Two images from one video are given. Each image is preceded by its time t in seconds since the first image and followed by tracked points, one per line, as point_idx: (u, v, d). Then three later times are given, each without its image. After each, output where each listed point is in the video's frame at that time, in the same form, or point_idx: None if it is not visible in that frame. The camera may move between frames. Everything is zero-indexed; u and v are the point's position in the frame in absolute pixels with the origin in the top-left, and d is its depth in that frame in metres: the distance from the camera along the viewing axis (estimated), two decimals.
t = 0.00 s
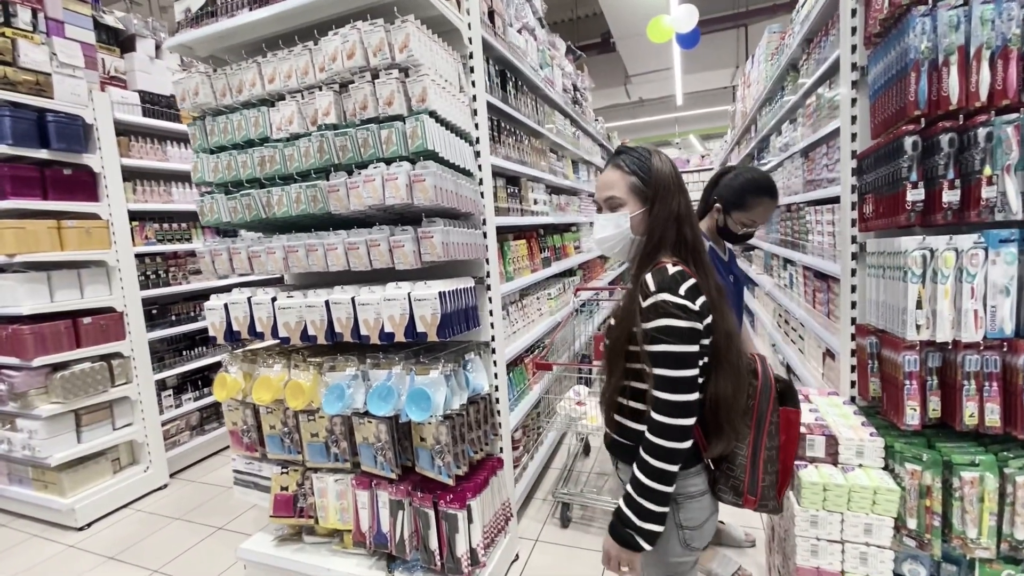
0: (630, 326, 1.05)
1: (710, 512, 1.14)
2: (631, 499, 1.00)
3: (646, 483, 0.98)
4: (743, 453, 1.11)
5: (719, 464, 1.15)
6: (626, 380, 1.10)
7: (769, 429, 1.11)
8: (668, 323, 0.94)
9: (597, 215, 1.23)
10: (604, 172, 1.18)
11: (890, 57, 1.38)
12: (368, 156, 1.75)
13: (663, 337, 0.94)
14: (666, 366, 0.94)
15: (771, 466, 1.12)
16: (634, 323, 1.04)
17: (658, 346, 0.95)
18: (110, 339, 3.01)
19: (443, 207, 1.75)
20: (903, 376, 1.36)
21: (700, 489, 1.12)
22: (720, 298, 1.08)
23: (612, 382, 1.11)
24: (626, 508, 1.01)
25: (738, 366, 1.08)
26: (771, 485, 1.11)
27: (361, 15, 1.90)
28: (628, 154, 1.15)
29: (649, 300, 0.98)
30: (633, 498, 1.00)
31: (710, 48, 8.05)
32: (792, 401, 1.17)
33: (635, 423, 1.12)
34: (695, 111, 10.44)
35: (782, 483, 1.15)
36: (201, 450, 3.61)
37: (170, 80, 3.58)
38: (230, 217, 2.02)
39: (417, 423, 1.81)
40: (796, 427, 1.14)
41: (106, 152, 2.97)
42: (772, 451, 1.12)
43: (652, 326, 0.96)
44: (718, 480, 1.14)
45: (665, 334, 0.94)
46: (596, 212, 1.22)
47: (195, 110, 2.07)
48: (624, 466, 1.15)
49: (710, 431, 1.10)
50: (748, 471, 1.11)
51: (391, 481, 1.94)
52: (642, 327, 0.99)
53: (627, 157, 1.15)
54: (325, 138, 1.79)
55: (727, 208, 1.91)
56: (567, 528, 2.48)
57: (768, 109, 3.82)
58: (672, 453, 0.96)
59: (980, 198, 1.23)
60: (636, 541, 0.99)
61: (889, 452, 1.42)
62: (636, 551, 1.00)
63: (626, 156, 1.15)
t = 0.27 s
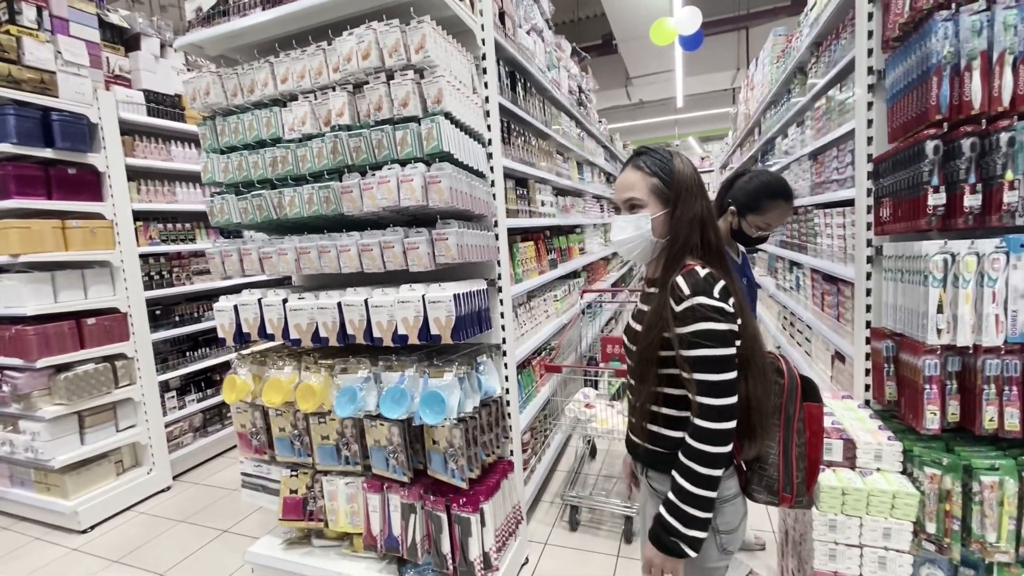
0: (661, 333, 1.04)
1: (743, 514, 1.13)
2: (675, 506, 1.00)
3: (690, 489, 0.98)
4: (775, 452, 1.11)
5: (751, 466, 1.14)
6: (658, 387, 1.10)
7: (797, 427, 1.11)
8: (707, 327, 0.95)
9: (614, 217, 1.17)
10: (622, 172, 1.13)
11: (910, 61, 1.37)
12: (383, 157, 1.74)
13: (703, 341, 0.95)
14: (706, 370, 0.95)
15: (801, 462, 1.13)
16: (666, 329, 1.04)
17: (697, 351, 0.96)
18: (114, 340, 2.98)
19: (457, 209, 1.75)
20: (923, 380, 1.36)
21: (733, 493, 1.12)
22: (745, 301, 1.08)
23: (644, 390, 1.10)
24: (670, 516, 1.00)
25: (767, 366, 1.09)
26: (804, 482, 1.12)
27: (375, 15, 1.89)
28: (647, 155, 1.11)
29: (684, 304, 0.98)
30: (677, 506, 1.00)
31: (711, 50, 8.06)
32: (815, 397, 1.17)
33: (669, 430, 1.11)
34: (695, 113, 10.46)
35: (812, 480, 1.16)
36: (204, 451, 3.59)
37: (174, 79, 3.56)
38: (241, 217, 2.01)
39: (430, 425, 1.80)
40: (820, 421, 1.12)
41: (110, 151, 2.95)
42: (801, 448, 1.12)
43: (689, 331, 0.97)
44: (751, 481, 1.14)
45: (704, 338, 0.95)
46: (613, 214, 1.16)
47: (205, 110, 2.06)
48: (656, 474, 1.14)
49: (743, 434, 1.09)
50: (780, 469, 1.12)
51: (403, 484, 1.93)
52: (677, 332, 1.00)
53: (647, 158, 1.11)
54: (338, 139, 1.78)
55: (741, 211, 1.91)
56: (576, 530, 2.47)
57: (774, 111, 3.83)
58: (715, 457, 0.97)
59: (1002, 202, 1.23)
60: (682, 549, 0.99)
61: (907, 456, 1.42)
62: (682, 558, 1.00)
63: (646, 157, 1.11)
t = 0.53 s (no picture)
0: (688, 334, 1.05)
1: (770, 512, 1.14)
2: (709, 508, 1.01)
3: (724, 490, 0.99)
4: (798, 449, 1.12)
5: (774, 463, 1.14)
6: (686, 387, 1.11)
7: (818, 423, 1.12)
8: (738, 327, 0.96)
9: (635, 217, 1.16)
10: (644, 172, 1.12)
11: (927, 62, 1.38)
12: (395, 157, 1.73)
13: (733, 341, 0.97)
14: (737, 370, 0.97)
15: (824, 458, 1.14)
16: (693, 330, 1.04)
17: (728, 351, 0.97)
18: (116, 340, 2.95)
19: (470, 209, 1.74)
20: (940, 380, 1.37)
21: (758, 491, 1.14)
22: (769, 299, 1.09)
23: (672, 391, 1.10)
24: (704, 518, 1.01)
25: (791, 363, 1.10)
26: (827, 478, 1.13)
27: (388, 14, 1.88)
28: (670, 154, 1.10)
29: (713, 304, 1.00)
30: (711, 507, 1.01)
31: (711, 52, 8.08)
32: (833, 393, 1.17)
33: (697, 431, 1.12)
34: (694, 115, 10.49)
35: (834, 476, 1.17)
36: (206, 453, 3.56)
37: (177, 78, 3.54)
38: (250, 216, 2.00)
39: (441, 426, 1.79)
40: (839, 419, 1.12)
41: (113, 150, 2.92)
42: (823, 443, 1.13)
43: (720, 331, 0.98)
44: (775, 478, 1.14)
45: (735, 338, 0.96)
46: (635, 214, 1.15)
47: (214, 109, 2.04)
48: (683, 474, 1.15)
49: (769, 433, 1.09)
50: (804, 465, 1.12)
51: (414, 485, 1.92)
52: (705, 332, 1.01)
53: (670, 157, 1.10)
54: (351, 138, 1.77)
55: (753, 211, 1.91)
56: (583, 532, 2.46)
57: (777, 112, 3.84)
58: (747, 457, 0.99)
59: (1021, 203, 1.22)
60: (717, 550, 1.00)
61: (923, 456, 1.43)
62: (716, 559, 1.01)
63: (669, 156, 1.10)
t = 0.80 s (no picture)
0: (700, 332, 1.05)
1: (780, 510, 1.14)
2: (717, 505, 1.01)
3: (733, 486, 1.00)
4: (808, 447, 1.11)
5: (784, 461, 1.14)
6: (696, 386, 1.11)
7: (828, 421, 1.12)
8: (749, 325, 0.97)
9: (651, 213, 1.12)
10: (661, 169, 1.10)
11: (932, 63, 1.39)
12: (401, 157, 1.73)
13: (744, 339, 0.97)
14: (748, 368, 0.98)
15: (833, 455, 1.14)
16: (704, 329, 1.04)
17: (738, 349, 0.98)
18: (115, 341, 2.93)
19: (476, 209, 1.74)
20: (946, 380, 1.37)
21: (767, 488, 1.14)
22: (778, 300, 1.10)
23: (682, 389, 1.11)
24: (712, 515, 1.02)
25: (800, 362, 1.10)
26: (837, 474, 1.13)
27: (393, 14, 1.88)
28: (688, 152, 1.09)
29: (725, 302, 1.01)
30: (719, 503, 1.01)
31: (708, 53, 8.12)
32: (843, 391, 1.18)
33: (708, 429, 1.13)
34: (691, 116, 10.53)
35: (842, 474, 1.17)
36: (205, 455, 3.54)
37: (176, 78, 3.52)
38: (253, 217, 1.99)
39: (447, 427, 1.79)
40: (847, 415, 1.16)
41: (113, 150, 2.91)
42: (832, 440, 1.13)
43: (731, 329, 0.99)
44: (785, 475, 1.14)
45: (746, 336, 0.97)
46: (652, 211, 1.12)
47: (217, 109, 2.04)
48: (694, 472, 1.15)
49: (779, 431, 1.09)
50: (813, 462, 1.12)
51: (418, 487, 1.92)
52: (717, 330, 1.02)
53: (689, 156, 1.09)
54: (356, 138, 1.76)
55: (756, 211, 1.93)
56: (586, 532, 2.46)
57: (776, 114, 3.86)
58: (756, 454, 0.99)
59: None
60: (724, 546, 1.00)
61: (928, 456, 1.44)
62: (724, 556, 1.01)
63: (687, 154, 1.09)
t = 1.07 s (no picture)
0: (708, 330, 1.05)
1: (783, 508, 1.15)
2: (727, 503, 1.01)
3: (743, 484, 1.00)
4: (809, 442, 1.12)
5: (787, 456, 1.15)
6: (704, 385, 1.09)
7: (828, 416, 1.13)
8: (760, 322, 0.98)
9: (661, 212, 1.11)
10: (670, 167, 1.10)
11: (931, 65, 1.39)
12: (400, 158, 1.73)
13: (755, 337, 0.98)
14: (758, 366, 0.98)
15: (834, 449, 1.14)
16: (713, 327, 1.04)
17: (749, 346, 0.99)
18: (110, 343, 2.91)
19: (476, 210, 1.74)
20: (945, 379, 1.38)
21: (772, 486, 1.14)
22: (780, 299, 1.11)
23: (690, 389, 1.09)
24: (722, 514, 1.02)
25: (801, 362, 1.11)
26: (838, 467, 1.13)
27: (392, 15, 1.88)
28: (697, 151, 1.10)
29: (735, 300, 1.00)
30: (729, 502, 1.01)
31: (703, 56, 8.15)
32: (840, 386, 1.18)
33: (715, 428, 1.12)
34: (687, 118, 10.57)
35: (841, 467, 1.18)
36: (201, 457, 3.51)
37: (172, 79, 3.51)
38: (251, 217, 1.98)
39: (447, 428, 1.78)
40: (845, 410, 1.15)
41: (109, 150, 2.89)
42: (832, 435, 1.14)
43: (742, 327, 0.99)
44: (789, 471, 1.14)
45: (756, 334, 0.98)
46: (659, 210, 1.12)
47: (214, 109, 2.03)
48: (700, 472, 1.14)
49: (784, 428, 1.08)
50: (816, 456, 1.12)
51: (418, 489, 1.91)
52: (726, 328, 1.02)
53: (698, 155, 1.09)
54: (355, 138, 1.76)
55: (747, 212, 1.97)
56: (585, 534, 2.46)
57: (772, 116, 3.88)
58: (765, 451, 1.00)
59: None
60: (733, 544, 1.01)
61: (928, 455, 1.44)
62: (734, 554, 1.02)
63: (696, 154, 1.09)
